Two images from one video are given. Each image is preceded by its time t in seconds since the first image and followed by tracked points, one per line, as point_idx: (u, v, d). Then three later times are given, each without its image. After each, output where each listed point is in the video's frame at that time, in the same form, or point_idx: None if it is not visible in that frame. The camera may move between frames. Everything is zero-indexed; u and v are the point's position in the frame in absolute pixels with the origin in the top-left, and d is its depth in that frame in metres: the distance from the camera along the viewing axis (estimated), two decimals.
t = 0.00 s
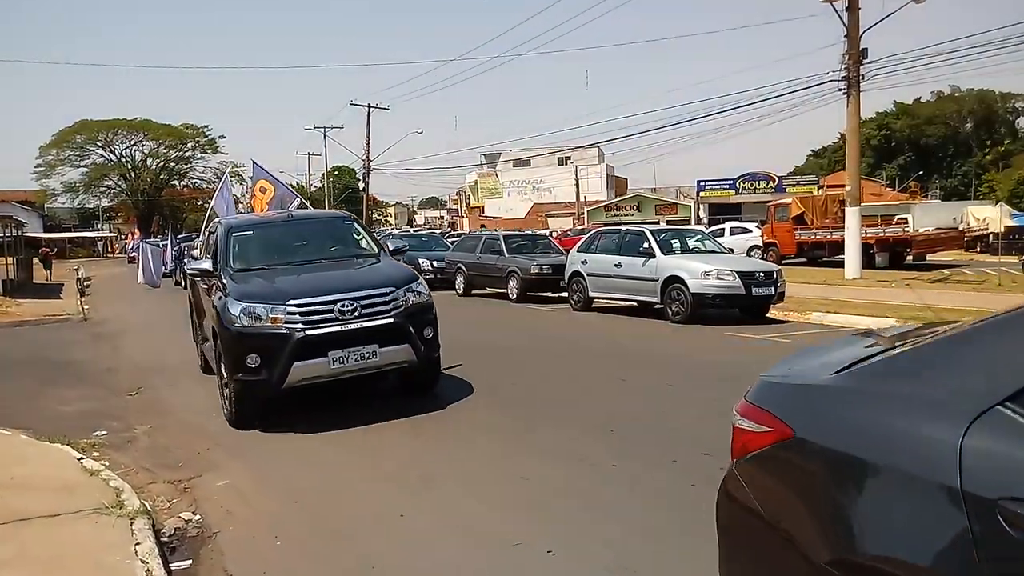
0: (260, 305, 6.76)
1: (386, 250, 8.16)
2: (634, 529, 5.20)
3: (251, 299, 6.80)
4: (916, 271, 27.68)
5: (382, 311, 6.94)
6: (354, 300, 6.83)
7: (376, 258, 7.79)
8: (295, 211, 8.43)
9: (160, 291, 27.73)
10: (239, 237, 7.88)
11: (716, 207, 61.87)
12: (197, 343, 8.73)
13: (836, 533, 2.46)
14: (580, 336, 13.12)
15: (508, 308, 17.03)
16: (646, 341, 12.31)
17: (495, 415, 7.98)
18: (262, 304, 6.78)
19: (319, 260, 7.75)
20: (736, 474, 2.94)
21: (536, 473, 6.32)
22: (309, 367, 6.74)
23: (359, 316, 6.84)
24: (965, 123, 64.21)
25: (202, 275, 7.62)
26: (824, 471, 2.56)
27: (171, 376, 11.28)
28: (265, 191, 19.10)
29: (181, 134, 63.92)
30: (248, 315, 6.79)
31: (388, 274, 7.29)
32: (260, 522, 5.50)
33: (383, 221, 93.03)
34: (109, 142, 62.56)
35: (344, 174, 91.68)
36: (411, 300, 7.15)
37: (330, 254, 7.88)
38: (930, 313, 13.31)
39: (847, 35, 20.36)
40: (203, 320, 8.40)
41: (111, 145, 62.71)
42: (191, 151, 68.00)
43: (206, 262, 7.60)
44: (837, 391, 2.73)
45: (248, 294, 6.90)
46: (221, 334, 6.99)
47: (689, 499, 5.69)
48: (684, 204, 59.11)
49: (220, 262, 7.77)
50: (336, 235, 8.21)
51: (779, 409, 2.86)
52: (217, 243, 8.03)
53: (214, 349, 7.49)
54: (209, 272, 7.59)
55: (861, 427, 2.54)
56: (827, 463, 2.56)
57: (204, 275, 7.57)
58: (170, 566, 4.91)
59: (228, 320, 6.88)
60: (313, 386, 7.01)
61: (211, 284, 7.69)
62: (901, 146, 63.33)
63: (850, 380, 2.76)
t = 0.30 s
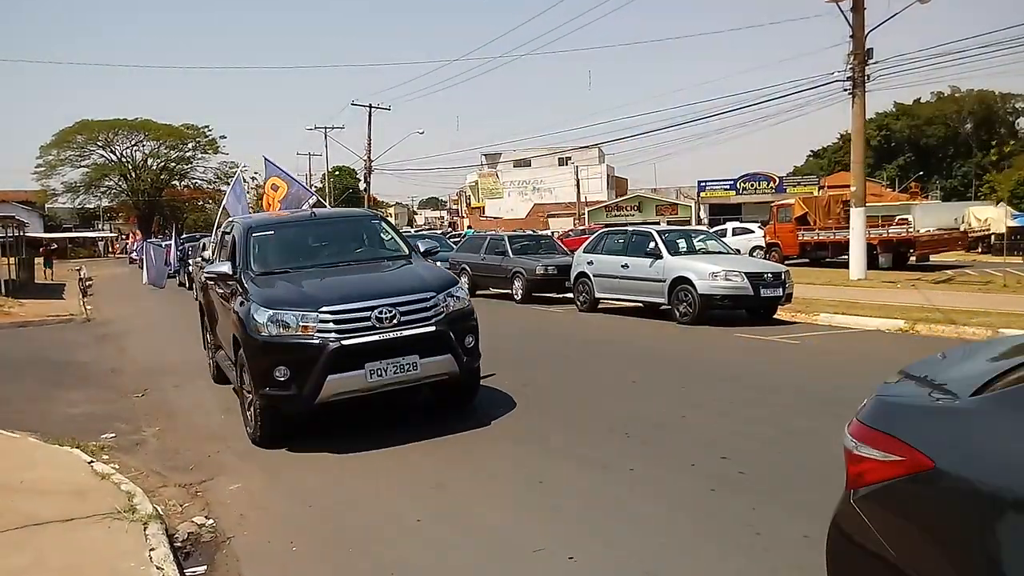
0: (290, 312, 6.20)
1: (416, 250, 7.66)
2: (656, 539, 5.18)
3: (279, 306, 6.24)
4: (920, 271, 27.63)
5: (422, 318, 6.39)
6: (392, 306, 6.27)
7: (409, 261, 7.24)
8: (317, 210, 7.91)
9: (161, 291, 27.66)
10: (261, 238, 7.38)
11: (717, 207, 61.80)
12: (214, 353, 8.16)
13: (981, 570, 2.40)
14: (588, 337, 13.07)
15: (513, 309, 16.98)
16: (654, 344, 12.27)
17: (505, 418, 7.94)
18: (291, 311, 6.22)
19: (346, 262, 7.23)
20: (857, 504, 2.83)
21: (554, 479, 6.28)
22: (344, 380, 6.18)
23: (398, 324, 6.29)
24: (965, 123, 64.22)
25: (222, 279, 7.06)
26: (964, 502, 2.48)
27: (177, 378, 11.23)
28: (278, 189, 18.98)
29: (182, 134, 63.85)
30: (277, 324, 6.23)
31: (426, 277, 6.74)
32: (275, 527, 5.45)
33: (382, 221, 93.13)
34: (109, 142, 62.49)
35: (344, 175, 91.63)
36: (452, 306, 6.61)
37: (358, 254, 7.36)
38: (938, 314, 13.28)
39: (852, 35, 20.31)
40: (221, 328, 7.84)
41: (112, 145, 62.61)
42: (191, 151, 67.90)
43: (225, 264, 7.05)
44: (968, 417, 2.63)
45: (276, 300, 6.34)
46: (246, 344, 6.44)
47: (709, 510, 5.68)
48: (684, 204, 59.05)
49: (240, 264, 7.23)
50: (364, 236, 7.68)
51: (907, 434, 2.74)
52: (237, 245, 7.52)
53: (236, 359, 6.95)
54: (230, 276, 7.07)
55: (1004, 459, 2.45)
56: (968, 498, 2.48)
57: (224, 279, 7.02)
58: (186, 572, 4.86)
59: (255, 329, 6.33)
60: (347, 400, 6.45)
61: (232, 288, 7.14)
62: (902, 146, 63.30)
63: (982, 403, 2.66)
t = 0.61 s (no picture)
0: (320, 319, 5.66)
1: (447, 251, 7.16)
2: (670, 541, 5.11)
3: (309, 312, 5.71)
4: (922, 271, 27.55)
5: (463, 323, 5.83)
6: (432, 311, 5.72)
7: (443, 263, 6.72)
8: (339, 206, 7.39)
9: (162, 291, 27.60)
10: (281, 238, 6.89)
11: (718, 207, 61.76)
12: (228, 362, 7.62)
13: None
14: (592, 337, 13.01)
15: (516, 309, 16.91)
16: (659, 344, 12.21)
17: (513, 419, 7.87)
18: (322, 316, 5.69)
19: (374, 263, 6.73)
20: (1013, 546, 2.66)
21: (565, 479, 6.22)
22: (380, 393, 5.66)
23: (438, 332, 5.74)
24: (964, 124, 64.20)
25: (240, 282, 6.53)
26: None
27: (181, 377, 11.17)
28: (291, 183, 18.88)
29: (182, 134, 63.79)
30: (306, 332, 5.70)
31: (465, 279, 6.19)
32: (284, 529, 5.38)
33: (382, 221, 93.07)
34: (109, 141, 62.44)
35: (344, 175, 91.59)
36: (493, 310, 6.06)
37: (385, 255, 6.86)
38: (945, 314, 13.23)
39: (857, 34, 20.23)
40: (237, 335, 7.30)
41: (112, 145, 62.51)
42: (191, 151, 67.83)
43: (245, 265, 6.53)
44: None
45: (304, 305, 5.81)
46: (271, 352, 5.91)
47: (724, 513, 5.60)
48: (685, 204, 58.99)
49: (260, 264, 6.73)
50: (391, 236, 7.19)
51: None
52: (256, 244, 7.00)
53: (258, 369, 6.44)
54: (249, 278, 6.57)
55: None
56: None
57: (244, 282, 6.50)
58: None
59: (281, 336, 5.81)
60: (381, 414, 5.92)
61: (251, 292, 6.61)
62: (902, 146, 63.27)
63: None
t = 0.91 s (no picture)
0: (352, 324, 5.08)
1: (478, 250, 6.61)
2: (684, 544, 4.96)
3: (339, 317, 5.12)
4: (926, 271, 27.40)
5: (508, 329, 5.25)
6: (474, 316, 5.13)
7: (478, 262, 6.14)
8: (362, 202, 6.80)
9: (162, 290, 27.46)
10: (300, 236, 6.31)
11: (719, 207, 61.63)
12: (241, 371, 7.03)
13: None
14: (599, 337, 12.87)
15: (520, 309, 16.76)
16: (666, 345, 12.08)
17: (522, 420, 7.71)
18: (354, 321, 5.10)
19: (401, 263, 6.16)
20: None
21: (576, 482, 6.07)
22: (418, 406, 5.07)
23: (482, 338, 5.15)
24: (965, 123, 64.10)
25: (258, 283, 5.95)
26: None
27: (183, 378, 11.02)
28: (301, 175, 18.66)
29: (182, 134, 63.69)
30: (335, 339, 5.11)
31: (506, 281, 5.61)
32: (290, 535, 5.24)
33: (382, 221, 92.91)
34: (109, 141, 62.33)
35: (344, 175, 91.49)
36: (538, 315, 5.49)
37: (412, 254, 6.29)
38: (954, 314, 13.10)
39: (862, 33, 20.10)
40: (252, 341, 6.71)
41: (112, 144, 62.37)
42: (191, 151, 67.75)
43: (263, 265, 5.95)
44: None
45: (332, 309, 5.22)
46: (296, 361, 5.32)
47: (739, 514, 5.45)
48: (686, 204, 58.88)
49: (277, 265, 6.14)
50: (419, 234, 6.60)
51: None
52: (273, 242, 6.41)
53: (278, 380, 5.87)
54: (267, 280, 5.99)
55: None
56: None
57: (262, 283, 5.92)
58: None
59: (306, 344, 5.22)
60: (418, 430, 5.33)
61: (269, 294, 6.02)
62: (903, 146, 63.14)
63: None
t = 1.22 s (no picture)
0: (384, 333, 4.49)
1: (509, 249, 6.07)
2: (698, 551, 4.73)
3: (370, 324, 4.53)
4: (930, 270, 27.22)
5: (556, 337, 4.67)
6: (519, 322, 4.56)
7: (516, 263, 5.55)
8: (384, 199, 6.22)
9: (162, 290, 27.31)
10: (318, 234, 5.73)
11: (720, 207, 61.46)
12: (252, 381, 6.42)
13: None
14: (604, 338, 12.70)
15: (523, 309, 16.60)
16: (673, 346, 11.92)
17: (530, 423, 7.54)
18: (387, 329, 4.50)
19: (427, 264, 5.60)
20: None
21: (585, 486, 5.90)
22: (459, 425, 4.48)
23: (529, 349, 4.56)
24: (966, 123, 63.95)
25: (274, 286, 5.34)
26: None
27: (183, 380, 10.85)
28: (311, 167, 18.34)
29: (182, 133, 63.56)
30: (366, 349, 4.51)
31: (548, 283, 5.04)
32: (292, 544, 5.07)
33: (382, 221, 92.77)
34: (109, 140, 62.15)
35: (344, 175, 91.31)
36: (586, 321, 4.91)
37: (439, 254, 5.74)
38: (964, 314, 12.93)
39: (868, 30, 19.93)
40: (266, 349, 6.09)
41: (111, 144, 62.18)
42: (191, 150, 67.60)
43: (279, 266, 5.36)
44: None
45: (360, 315, 4.62)
46: (320, 374, 4.71)
47: (755, 521, 5.20)
48: (686, 204, 58.74)
49: (294, 266, 5.55)
50: (448, 234, 6.01)
51: None
52: (289, 241, 5.83)
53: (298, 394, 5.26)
54: (284, 281, 5.40)
55: None
56: None
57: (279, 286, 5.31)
58: None
59: (332, 354, 4.61)
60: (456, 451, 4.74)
61: (286, 299, 5.43)
62: (904, 146, 63.01)
63: None
